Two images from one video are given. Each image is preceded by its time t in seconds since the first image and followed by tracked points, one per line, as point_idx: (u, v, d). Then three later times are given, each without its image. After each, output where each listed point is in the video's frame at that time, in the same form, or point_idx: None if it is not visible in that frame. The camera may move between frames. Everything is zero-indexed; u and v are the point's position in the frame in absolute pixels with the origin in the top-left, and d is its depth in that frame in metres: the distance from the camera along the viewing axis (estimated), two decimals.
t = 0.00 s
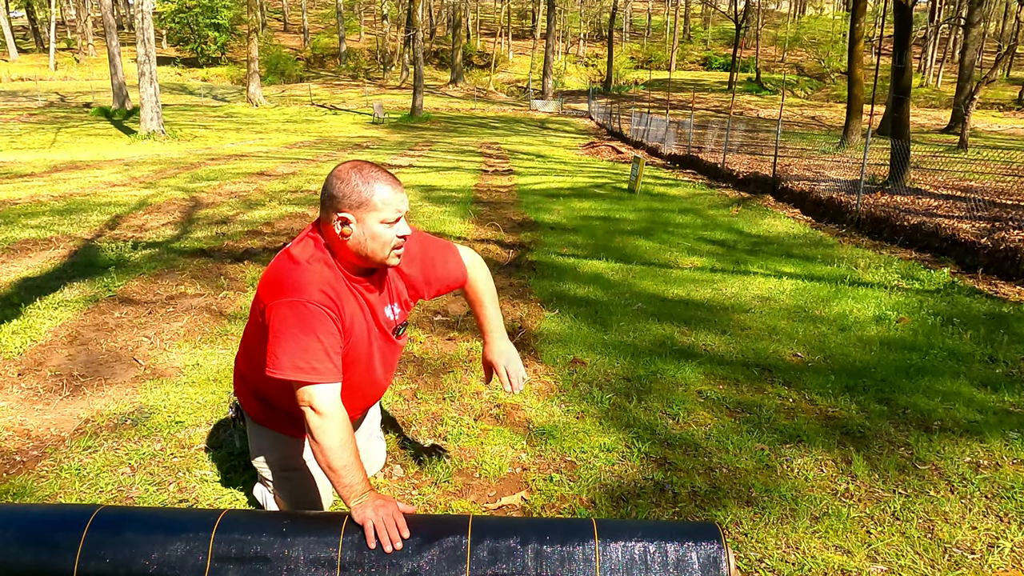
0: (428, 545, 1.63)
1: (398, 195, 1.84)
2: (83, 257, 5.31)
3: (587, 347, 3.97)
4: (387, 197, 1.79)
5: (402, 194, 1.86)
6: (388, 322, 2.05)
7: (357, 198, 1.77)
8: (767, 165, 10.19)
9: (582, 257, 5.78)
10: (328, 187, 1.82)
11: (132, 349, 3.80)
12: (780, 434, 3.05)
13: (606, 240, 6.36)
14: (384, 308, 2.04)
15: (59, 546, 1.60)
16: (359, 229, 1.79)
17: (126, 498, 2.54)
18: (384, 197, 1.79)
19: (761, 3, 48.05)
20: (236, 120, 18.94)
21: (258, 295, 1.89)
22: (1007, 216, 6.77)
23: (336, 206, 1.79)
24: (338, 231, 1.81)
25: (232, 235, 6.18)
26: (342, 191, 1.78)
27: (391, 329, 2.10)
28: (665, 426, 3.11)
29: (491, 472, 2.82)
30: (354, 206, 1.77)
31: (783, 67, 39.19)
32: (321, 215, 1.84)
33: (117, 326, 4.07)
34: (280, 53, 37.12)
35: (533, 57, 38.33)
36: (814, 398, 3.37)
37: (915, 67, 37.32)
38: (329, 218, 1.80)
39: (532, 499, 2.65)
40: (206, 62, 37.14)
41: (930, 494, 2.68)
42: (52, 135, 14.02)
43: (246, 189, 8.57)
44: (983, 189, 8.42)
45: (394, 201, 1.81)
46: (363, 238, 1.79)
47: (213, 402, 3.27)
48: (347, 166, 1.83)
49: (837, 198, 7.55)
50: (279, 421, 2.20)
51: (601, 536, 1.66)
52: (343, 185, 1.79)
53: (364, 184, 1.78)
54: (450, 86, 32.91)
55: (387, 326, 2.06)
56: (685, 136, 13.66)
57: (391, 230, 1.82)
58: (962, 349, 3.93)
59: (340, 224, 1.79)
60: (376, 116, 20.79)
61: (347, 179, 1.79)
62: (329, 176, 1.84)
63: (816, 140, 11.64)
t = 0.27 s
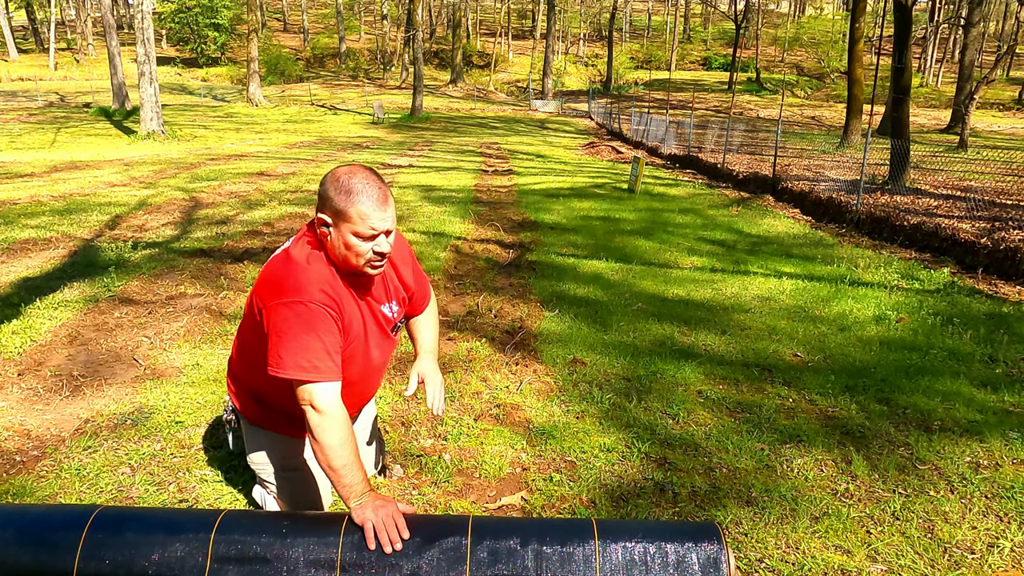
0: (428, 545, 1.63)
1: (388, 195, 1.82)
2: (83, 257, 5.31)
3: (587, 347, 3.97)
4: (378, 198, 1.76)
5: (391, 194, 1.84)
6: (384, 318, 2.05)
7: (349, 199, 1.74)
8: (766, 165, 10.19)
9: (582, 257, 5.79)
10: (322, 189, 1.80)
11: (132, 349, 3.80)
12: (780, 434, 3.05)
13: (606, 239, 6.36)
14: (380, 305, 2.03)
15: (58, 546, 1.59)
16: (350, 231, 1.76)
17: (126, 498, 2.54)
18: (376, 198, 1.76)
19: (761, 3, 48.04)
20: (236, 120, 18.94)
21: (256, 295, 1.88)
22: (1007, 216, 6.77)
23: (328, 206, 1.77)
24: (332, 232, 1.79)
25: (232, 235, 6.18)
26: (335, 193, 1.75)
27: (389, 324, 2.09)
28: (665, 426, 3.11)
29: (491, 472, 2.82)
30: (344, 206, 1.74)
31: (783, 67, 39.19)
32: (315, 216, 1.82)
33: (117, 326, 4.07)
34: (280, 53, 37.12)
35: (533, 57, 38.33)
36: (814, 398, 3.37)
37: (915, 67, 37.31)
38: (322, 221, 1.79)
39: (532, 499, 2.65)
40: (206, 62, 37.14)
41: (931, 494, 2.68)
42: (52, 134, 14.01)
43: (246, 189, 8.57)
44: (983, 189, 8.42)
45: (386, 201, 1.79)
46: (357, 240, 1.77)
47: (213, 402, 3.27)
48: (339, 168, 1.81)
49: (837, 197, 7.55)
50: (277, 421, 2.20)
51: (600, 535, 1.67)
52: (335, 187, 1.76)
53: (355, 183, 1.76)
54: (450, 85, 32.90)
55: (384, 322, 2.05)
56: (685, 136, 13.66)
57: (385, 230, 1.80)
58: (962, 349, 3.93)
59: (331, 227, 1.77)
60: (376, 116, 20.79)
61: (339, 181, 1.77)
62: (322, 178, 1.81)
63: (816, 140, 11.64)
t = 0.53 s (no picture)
0: (428, 545, 1.63)
1: (355, 173, 1.81)
2: (83, 257, 5.31)
3: (587, 347, 3.97)
4: (344, 180, 1.76)
5: (361, 174, 1.83)
6: (370, 296, 2.04)
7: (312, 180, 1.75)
8: (766, 165, 10.19)
9: (582, 257, 5.79)
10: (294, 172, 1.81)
11: (132, 349, 3.80)
12: (780, 434, 3.05)
13: (606, 239, 6.36)
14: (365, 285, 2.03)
15: (59, 546, 1.59)
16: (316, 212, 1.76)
17: (126, 498, 2.54)
18: (340, 178, 1.76)
19: (761, 3, 48.04)
20: (236, 120, 18.94)
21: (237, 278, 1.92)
22: (1007, 216, 6.77)
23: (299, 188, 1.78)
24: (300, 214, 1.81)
25: (232, 235, 6.19)
26: (304, 175, 1.76)
27: (376, 306, 2.08)
28: (665, 426, 3.11)
29: (491, 472, 2.82)
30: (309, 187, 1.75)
31: (783, 67, 39.19)
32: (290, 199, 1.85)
33: (117, 326, 4.07)
34: (280, 53, 37.13)
35: (533, 57, 38.34)
36: (814, 398, 3.37)
37: (915, 67, 37.31)
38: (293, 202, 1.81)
39: (532, 499, 2.65)
40: (206, 62, 37.14)
41: (931, 493, 2.68)
42: (52, 135, 14.02)
43: (246, 189, 8.57)
44: (983, 189, 8.43)
45: (351, 180, 1.78)
46: (323, 221, 1.78)
47: (213, 402, 3.27)
48: (309, 150, 1.82)
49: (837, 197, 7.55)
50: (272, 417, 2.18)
51: (600, 535, 1.67)
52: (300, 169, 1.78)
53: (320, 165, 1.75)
54: (450, 85, 32.90)
55: (370, 300, 2.05)
56: (685, 136, 13.66)
57: (352, 210, 1.80)
58: (962, 349, 3.93)
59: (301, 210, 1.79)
60: (376, 116, 20.79)
61: (304, 163, 1.78)
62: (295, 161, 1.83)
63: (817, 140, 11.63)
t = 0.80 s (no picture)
0: (428, 545, 1.63)
1: (349, 162, 1.80)
2: (83, 257, 5.31)
3: (587, 347, 3.97)
4: (334, 168, 1.75)
5: (355, 163, 1.82)
6: (363, 286, 2.03)
7: (306, 164, 1.75)
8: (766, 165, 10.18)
9: (582, 257, 5.79)
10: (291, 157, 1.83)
11: (132, 349, 3.80)
12: (780, 434, 3.05)
13: (606, 240, 6.36)
14: (357, 275, 2.01)
15: (58, 546, 1.59)
16: (309, 195, 1.77)
17: (126, 498, 2.54)
18: (331, 165, 1.75)
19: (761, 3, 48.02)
20: (236, 120, 18.94)
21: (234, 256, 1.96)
22: (1007, 216, 6.77)
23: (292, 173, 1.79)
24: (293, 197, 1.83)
25: (232, 235, 6.19)
26: (298, 162, 1.76)
27: (370, 296, 2.07)
28: (665, 426, 3.11)
29: (491, 472, 2.82)
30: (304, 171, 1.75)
31: (783, 67, 39.17)
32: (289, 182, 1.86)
33: (117, 326, 4.08)
34: (280, 53, 37.12)
35: (533, 57, 38.33)
36: (814, 398, 3.37)
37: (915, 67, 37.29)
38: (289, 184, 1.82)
39: (531, 499, 2.65)
40: (206, 62, 37.12)
41: (930, 494, 2.68)
42: (52, 135, 14.02)
43: (246, 189, 8.57)
44: (983, 189, 8.42)
45: (343, 168, 1.77)
46: (313, 206, 1.78)
47: (213, 403, 3.27)
48: (307, 135, 1.82)
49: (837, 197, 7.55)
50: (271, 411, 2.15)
51: (601, 535, 1.66)
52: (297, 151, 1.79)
53: (312, 153, 1.76)
54: (450, 86, 32.89)
55: (361, 290, 2.03)
56: (685, 136, 13.66)
57: (342, 197, 1.79)
58: (962, 349, 3.93)
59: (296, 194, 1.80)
60: (376, 116, 20.79)
61: (304, 147, 1.79)
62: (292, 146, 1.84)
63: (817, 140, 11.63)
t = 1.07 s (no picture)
0: (428, 545, 1.63)
1: (355, 155, 1.83)
2: (83, 257, 5.31)
3: (587, 347, 3.97)
4: (341, 160, 1.78)
5: (360, 156, 1.85)
6: (364, 282, 2.04)
7: (314, 155, 1.77)
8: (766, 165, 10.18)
9: (582, 257, 5.79)
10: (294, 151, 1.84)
11: (132, 349, 3.80)
12: (780, 434, 3.05)
13: (606, 239, 6.36)
14: (359, 271, 2.02)
15: (58, 546, 1.59)
16: (317, 186, 1.79)
17: (126, 498, 2.54)
18: (338, 158, 1.77)
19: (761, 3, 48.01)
20: (236, 120, 18.94)
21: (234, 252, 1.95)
22: (1007, 216, 6.76)
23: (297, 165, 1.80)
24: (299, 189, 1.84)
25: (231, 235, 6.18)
26: (303, 155, 1.78)
27: (371, 291, 2.08)
28: (665, 426, 3.11)
29: (491, 472, 2.82)
30: (313, 161, 1.77)
31: (783, 68, 39.16)
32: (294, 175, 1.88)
33: (117, 326, 4.07)
34: (280, 53, 37.12)
35: (533, 56, 38.33)
36: (814, 398, 3.37)
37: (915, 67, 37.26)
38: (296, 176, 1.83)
39: (532, 499, 2.65)
40: (206, 62, 37.11)
41: (930, 494, 2.68)
42: (52, 135, 14.02)
43: (246, 189, 8.57)
44: (983, 189, 8.42)
45: (350, 161, 1.80)
46: (320, 199, 1.80)
47: (213, 403, 3.27)
48: (310, 129, 1.84)
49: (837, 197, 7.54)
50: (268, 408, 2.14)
51: (601, 535, 1.67)
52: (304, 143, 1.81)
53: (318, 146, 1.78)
54: (450, 86, 32.88)
55: (362, 286, 2.04)
56: (685, 136, 13.66)
57: (348, 190, 1.82)
58: (962, 349, 3.93)
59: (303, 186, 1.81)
60: (376, 116, 20.79)
61: (311, 138, 1.80)
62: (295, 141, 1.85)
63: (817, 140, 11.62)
